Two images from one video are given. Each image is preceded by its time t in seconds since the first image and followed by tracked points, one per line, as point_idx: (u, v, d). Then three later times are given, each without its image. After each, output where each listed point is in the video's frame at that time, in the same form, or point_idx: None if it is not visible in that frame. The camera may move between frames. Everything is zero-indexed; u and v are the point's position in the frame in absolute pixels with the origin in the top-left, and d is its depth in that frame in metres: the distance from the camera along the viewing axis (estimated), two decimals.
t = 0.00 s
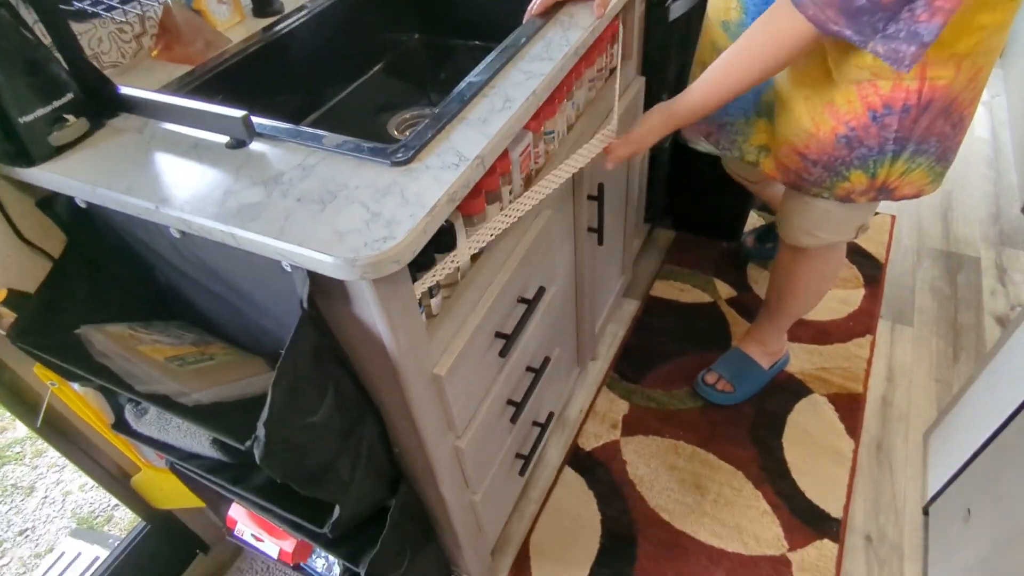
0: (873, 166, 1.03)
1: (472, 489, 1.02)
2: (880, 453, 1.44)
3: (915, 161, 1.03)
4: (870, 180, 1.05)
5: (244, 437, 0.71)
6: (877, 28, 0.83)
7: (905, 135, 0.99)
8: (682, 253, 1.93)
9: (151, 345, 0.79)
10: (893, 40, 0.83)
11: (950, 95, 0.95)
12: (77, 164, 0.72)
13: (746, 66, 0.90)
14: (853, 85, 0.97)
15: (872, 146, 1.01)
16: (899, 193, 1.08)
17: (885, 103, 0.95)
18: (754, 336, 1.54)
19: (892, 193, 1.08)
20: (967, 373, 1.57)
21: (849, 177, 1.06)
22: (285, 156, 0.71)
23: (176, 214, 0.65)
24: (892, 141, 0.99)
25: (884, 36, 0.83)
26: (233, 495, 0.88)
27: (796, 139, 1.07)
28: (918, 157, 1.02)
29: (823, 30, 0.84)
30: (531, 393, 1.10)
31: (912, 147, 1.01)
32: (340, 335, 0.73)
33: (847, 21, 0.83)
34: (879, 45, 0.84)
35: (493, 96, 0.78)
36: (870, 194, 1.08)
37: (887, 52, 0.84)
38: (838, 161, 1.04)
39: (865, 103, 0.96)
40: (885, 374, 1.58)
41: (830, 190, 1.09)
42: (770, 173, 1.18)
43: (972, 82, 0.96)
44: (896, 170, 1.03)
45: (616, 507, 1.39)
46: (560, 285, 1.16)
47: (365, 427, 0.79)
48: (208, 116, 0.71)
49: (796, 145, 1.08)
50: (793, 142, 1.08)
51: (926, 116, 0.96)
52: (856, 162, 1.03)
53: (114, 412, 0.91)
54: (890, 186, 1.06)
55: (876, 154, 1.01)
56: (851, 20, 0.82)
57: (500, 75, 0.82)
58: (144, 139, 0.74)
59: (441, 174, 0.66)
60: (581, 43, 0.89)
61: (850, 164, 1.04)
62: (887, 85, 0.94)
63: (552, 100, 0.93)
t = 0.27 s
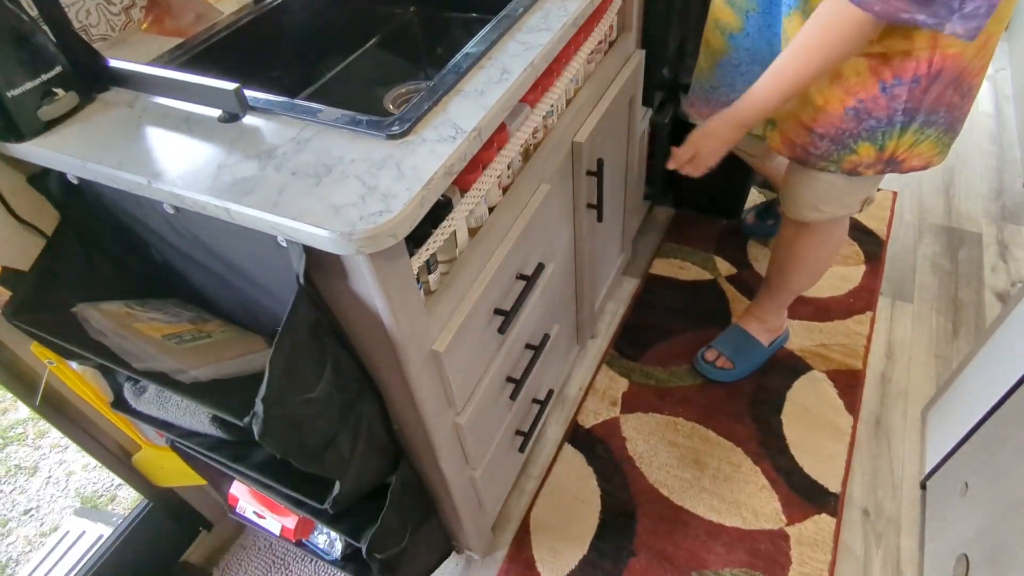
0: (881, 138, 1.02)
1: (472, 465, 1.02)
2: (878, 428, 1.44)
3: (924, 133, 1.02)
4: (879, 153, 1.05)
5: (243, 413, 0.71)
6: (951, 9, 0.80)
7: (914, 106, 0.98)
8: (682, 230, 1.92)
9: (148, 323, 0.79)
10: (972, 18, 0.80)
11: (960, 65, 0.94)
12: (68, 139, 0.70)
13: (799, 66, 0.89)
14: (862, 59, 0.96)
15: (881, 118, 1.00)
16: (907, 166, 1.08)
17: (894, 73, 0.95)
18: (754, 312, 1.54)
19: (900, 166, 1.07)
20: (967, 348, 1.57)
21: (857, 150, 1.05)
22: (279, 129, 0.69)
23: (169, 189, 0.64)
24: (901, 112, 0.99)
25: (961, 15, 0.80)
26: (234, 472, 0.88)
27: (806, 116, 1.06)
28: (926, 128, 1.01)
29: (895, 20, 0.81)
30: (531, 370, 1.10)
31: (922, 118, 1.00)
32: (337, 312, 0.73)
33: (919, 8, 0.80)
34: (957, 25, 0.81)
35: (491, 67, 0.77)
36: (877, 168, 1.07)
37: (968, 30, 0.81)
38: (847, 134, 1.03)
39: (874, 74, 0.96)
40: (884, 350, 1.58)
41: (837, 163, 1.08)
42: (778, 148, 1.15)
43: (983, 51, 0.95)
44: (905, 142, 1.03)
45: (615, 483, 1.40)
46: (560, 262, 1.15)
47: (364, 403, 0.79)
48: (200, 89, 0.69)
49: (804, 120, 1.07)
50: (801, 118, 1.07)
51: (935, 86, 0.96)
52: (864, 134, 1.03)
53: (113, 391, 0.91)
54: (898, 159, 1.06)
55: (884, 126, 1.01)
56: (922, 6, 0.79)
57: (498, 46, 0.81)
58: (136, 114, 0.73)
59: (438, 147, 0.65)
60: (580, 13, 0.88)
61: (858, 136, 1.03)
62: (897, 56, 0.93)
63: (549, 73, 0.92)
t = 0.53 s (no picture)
0: (884, 124, 1.03)
1: (474, 453, 1.02)
2: (878, 415, 1.44)
3: (927, 118, 1.02)
4: (880, 141, 1.05)
5: (245, 403, 0.71)
6: None
7: (917, 91, 0.98)
8: (682, 218, 1.92)
9: (149, 314, 0.79)
10: None
11: (965, 50, 0.94)
12: (64, 130, 0.70)
13: (858, 65, 0.91)
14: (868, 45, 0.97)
15: (884, 104, 1.00)
16: (909, 152, 1.08)
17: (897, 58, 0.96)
18: (755, 300, 1.54)
19: (903, 152, 1.07)
20: (967, 334, 1.57)
21: (860, 137, 1.05)
22: (277, 118, 0.69)
23: (168, 180, 0.63)
24: (904, 97, 0.99)
25: None
26: (237, 462, 0.88)
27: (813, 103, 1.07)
28: (930, 114, 1.01)
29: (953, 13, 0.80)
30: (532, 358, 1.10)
31: (925, 104, 1.00)
32: (338, 301, 0.73)
33: None
34: None
35: (490, 54, 0.76)
36: (879, 155, 1.07)
37: None
38: (850, 121, 1.03)
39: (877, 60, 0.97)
40: (884, 337, 1.58)
41: (840, 151, 1.08)
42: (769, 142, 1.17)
43: (989, 35, 0.94)
44: (908, 128, 1.03)
45: (616, 470, 1.40)
46: (560, 249, 1.15)
47: (366, 393, 0.79)
48: (196, 78, 0.69)
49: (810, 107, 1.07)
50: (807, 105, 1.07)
51: (939, 71, 0.96)
52: (867, 119, 1.03)
53: (115, 382, 0.91)
54: (901, 145, 1.06)
55: (887, 112, 1.01)
56: None
57: (497, 32, 0.80)
58: (132, 103, 0.73)
59: (438, 135, 0.65)
60: None
61: (861, 122, 1.03)
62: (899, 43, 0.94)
63: (549, 59, 0.91)
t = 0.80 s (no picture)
0: (895, 125, 1.02)
1: (479, 457, 1.03)
2: (885, 418, 1.44)
3: (937, 121, 1.01)
4: (892, 142, 1.04)
5: (253, 407, 0.71)
6: None
7: (927, 92, 0.98)
8: (688, 221, 1.91)
9: (157, 318, 0.79)
10: None
11: (976, 53, 0.93)
12: (74, 136, 0.71)
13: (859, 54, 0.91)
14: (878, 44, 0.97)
15: (894, 104, 1.00)
16: (921, 156, 1.07)
17: (907, 60, 0.96)
18: (761, 303, 1.53)
19: (914, 155, 1.07)
20: (975, 338, 1.56)
21: (871, 137, 1.04)
22: (285, 124, 0.69)
23: (176, 186, 0.64)
24: (915, 98, 0.99)
25: None
26: (244, 465, 0.89)
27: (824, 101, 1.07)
28: (941, 116, 1.00)
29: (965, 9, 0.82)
30: (537, 361, 1.10)
31: (935, 105, 0.99)
32: (345, 306, 0.73)
33: None
34: None
35: (496, 60, 0.76)
36: (890, 157, 1.06)
37: None
38: (861, 121, 1.03)
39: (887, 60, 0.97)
40: (891, 340, 1.57)
41: (852, 152, 1.07)
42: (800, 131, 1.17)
43: (1002, 37, 0.93)
44: (919, 131, 1.03)
45: (622, 473, 1.40)
46: (566, 253, 1.15)
47: (372, 397, 0.79)
48: (204, 84, 0.69)
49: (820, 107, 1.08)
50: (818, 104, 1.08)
51: (950, 73, 0.95)
52: (878, 119, 1.02)
53: (123, 385, 0.92)
54: (912, 149, 1.05)
55: (898, 112, 1.01)
56: None
57: (503, 37, 0.80)
58: (141, 109, 0.73)
59: (444, 141, 0.65)
60: (586, 3, 0.87)
61: (872, 122, 1.02)
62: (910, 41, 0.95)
63: (555, 64, 0.91)
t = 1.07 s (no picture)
0: (900, 129, 1.01)
1: (484, 463, 1.03)
2: (891, 425, 1.44)
3: (942, 125, 1.02)
4: (895, 146, 1.04)
5: (259, 414, 0.72)
6: None
7: (933, 96, 0.98)
8: (693, 226, 1.91)
9: (164, 325, 0.80)
10: None
11: (978, 56, 0.95)
12: (83, 144, 0.71)
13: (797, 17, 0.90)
14: (881, 46, 0.95)
15: (900, 109, 0.99)
16: (923, 158, 1.07)
17: (914, 64, 0.94)
18: (767, 308, 1.53)
19: (918, 158, 1.07)
20: (981, 344, 1.56)
21: (875, 141, 1.03)
22: (292, 133, 0.70)
23: (184, 194, 0.64)
24: (920, 102, 0.98)
25: None
26: (250, 471, 0.89)
27: (821, 104, 1.05)
28: (945, 120, 1.01)
29: None
30: (541, 368, 1.10)
31: (940, 110, 0.99)
32: (350, 312, 0.73)
33: None
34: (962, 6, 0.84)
35: (501, 68, 0.77)
36: (894, 161, 1.06)
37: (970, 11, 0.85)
38: (865, 125, 1.02)
39: (893, 64, 0.95)
40: (897, 346, 1.57)
41: (854, 156, 1.07)
42: (792, 143, 1.16)
43: (1000, 41, 0.96)
44: (923, 135, 1.02)
45: (626, 479, 1.40)
46: (570, 259, 1.15)
47: (377, 403, 0.80)
48: (212, 93, 0.70)
49: (819, 111, 1.05)
50: (817, 109, 1.06)
51: (955, 77, 0.96)
52: (882, 124, 1.01)
53: (130, 390, 0.92)
54: (915, 152, 1.05)
55: (903, 117, 1.00)
56: None
57: (508, 46, 0.81)
58: (150, 118, 0.74)
59: (450, 150, 0.65)
60: (591, 11, 0.88)
61: (876, 127, 1.01)
62: (917, 46, 0.93)
63: (559, 71, 0.91)
